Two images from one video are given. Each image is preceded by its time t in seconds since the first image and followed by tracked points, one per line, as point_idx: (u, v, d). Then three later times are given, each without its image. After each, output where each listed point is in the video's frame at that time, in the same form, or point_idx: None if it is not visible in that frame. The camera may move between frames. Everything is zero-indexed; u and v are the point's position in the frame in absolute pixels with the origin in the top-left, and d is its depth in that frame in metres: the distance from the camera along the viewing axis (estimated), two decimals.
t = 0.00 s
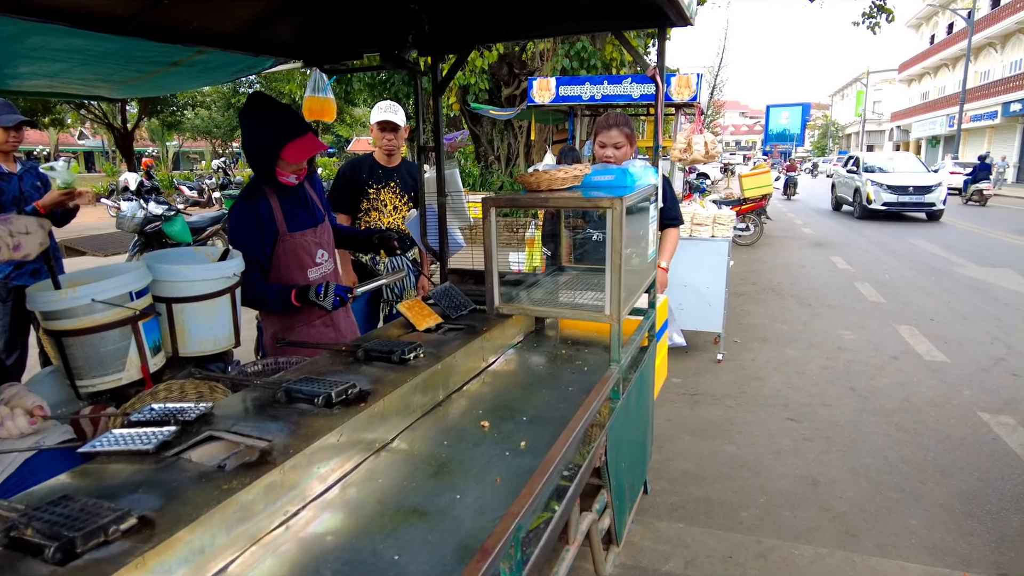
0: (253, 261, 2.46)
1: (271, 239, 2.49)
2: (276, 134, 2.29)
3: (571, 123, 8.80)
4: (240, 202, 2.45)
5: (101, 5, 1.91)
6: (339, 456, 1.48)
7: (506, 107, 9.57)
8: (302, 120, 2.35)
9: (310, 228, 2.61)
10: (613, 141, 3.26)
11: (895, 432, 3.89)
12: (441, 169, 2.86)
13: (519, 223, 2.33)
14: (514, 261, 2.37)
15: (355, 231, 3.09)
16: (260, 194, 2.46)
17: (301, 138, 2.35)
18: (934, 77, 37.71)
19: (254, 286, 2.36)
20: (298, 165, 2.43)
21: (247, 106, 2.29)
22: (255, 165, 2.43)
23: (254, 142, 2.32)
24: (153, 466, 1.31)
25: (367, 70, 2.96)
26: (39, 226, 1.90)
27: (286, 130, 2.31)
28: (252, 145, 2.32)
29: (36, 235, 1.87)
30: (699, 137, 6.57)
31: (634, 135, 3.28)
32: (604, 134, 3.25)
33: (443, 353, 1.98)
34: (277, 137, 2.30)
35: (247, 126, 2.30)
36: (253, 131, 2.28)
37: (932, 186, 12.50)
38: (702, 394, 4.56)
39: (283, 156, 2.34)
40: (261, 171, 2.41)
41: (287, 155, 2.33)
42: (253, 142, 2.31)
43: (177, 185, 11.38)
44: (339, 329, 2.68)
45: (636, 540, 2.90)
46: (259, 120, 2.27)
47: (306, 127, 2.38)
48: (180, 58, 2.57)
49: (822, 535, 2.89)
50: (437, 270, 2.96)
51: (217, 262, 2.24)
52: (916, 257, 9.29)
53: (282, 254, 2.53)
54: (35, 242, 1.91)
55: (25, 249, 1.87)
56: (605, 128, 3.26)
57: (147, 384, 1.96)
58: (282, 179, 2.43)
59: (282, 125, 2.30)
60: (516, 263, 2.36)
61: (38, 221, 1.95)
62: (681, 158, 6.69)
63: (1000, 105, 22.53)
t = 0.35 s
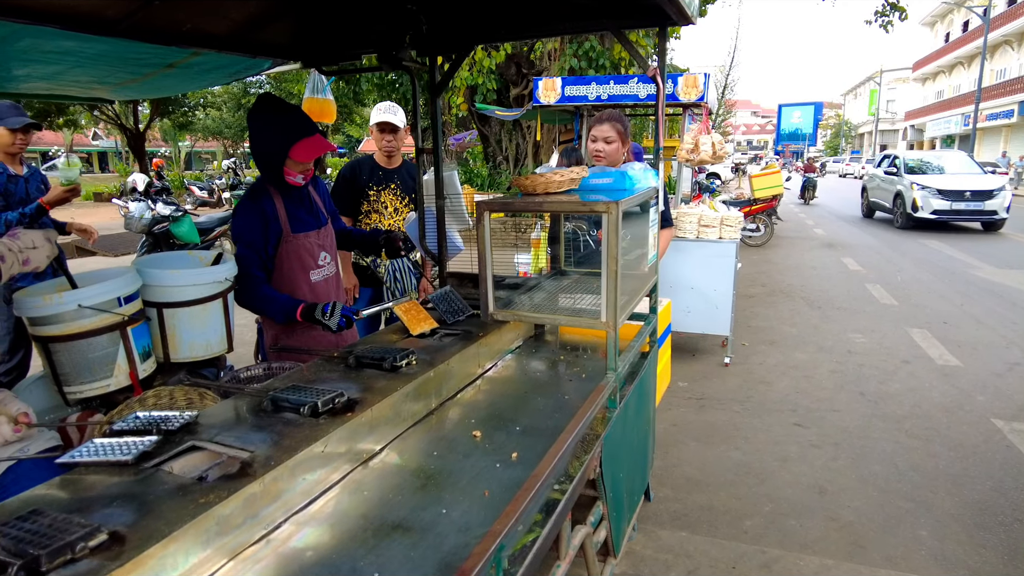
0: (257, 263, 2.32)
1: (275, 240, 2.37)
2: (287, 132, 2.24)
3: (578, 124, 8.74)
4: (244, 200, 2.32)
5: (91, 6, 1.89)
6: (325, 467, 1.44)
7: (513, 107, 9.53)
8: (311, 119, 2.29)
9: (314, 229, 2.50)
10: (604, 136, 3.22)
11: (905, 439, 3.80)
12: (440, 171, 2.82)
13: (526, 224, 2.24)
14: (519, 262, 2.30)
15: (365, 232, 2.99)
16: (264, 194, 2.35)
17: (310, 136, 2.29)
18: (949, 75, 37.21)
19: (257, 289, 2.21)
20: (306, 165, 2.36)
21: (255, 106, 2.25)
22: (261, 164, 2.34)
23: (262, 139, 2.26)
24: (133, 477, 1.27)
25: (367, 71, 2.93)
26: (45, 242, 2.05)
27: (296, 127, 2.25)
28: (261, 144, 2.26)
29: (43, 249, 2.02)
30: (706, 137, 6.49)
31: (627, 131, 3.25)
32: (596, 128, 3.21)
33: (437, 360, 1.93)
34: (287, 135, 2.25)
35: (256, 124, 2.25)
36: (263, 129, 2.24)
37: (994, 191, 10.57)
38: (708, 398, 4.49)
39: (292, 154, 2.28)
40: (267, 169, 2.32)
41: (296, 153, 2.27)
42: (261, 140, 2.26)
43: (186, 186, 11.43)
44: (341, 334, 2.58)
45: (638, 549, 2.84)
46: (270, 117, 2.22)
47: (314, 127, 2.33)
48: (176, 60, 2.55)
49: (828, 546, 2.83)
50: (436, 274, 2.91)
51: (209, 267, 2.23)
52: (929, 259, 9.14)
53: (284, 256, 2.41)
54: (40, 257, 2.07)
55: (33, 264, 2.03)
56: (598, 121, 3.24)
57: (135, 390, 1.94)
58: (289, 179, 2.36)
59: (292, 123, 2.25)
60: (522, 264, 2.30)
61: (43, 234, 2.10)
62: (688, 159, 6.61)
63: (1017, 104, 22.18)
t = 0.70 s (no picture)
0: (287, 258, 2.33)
1: (301, 237, 2.40)
2: (315, 131, 2.27)
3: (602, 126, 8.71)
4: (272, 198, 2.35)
5: (121, 9, 1.94)
6: (342, 462, 1.45)
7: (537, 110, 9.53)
8: (340, 119, 2.32)
9: (341, 228, 2.54)
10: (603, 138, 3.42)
11: (935, 448, 3.70)
12: (460, 172, 2.83)
13: (546, 225, 2.31)
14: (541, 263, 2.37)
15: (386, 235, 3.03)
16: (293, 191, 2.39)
17: (339, 135, 2.32)
18: (985, 75, 36.23)
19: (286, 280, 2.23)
20: (335, 165, 2.39)
21: (288, 109, 2.31)
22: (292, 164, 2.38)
23: (293, 139, 2.29)
24: (154, 468, 1.29)
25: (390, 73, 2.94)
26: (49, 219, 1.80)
27: (323, 126, 2.28)
28: (293, 142, 2.30)
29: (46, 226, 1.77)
30: (731, 139, 6.40)
31: (628, 133, 3.43)
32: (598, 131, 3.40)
33: (454, 358, 1.94)
34: (314, 132, 2.27)
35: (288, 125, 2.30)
36: (296, 129, 2.28)
37: None
38: (731, 403, 4.43)
39: (320, 153, 2.30)
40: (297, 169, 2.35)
41: (323, 152, 2.30)
42: (292, 140, 2.30)
43: (215, 188, 11.63)
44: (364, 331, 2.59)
45: (657, 553, 2.81)
46: (300, 117, 2.27)
47: (343, 127, 2.36)
48: (202, 62, 2.60)
49: (852, 555, 2.76)
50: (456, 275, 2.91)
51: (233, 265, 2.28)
52: (962, 264, 8.90)
53: (310, 253, 2.44)
54: (47, 238, 1.81)
55: (39, 242, 1.78)
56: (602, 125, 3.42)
57: (159, 385, 1.99)
58: (318, 178, 2.38)
59: (320, 122, 2.28)
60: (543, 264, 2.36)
61: (48, 216, 1.86)
62: (713, 161, 6.54)
63: None
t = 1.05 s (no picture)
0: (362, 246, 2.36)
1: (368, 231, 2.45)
2: (378, 126, 2.39)
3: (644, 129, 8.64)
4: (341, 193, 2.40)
5: (182, 18, 2.04)
6: (387, 456, 1.49)
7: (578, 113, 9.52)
8: (398, 118, 2.45)
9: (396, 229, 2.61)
10: (636, 142, 3.40)
11: (989, 462, 3.55)
12: (502, 176, 2.85)
13: (585, 228, 2.28)
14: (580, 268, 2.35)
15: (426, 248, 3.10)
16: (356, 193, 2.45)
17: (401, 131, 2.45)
18: None
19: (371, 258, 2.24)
20: (398, 160, 2.48)
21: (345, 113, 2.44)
22: (355, 165, 2.47)
23: (360, 137, 2.40)
24: (210, 458, 1.36)
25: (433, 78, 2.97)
26: (103, 213, 1.73)
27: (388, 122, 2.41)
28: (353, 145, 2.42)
29: (101, 221, 1.70)
30: (777, 142, 6.26)
31: (660, 136, 3.41)
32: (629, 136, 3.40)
33: (495, 358, 1.96)
34: (381, 127, 2.39)
35: (353, 126, 2.40)
36: (356, 130, 2.40)
37: None
38: (774, 411, 4.33)
39: (385, 147, 2.40)
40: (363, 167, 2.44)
41: (389, 146, 2.40)
42: (357, 140, 2.41)
43: (263, 189, 11.98)
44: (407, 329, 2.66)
45: (695, 559, 2.77)
46: (365, 116, 2.39)
47: (399, 124, 2.49)
48: (256, 68, 2.71)
49: (899, 569, 2.68)
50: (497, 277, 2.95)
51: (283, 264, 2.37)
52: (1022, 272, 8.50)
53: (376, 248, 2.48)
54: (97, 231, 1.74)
55: (90, 238, 1.71)
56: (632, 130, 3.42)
57: (213, 378, 2.07)
58: (384, 175, 2.48)
59: (384, 119, 2.41)
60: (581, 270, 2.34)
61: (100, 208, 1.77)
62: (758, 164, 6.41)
63: None
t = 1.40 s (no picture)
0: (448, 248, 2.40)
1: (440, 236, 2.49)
2: (436, 135, 2.43)
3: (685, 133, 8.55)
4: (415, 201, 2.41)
5: (242, 30, 2.15)
6: (434, 454, 1.53)
7: (618, 117, 9.49)
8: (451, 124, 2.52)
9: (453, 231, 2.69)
10: (678, 147, 3.39)
11: None
12: (545, 181, 2.89)
13: (625, 231, 2.26)
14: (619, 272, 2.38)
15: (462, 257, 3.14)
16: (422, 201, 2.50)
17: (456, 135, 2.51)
18: None
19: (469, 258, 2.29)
20: (455, 164, 2.55)
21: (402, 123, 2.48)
22: (415, 175, 2.50)
23: (423, 146, 2.44)
24: (267, 451, 1.42)
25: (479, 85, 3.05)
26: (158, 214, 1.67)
27: (449, 128, 2.47)
28: (414, 155, 2.46)
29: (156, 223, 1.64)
30: (823, 147, 6.13)
31: (701, 142, 3.40)
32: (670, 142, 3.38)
33: (538, 361, 1.99)
34: (443, 133, 2.45)
35: (414, 134, 2.44)
36: (418, 139, 2.44)
37: None
38: (817, 420, 4.24)
39: (446, 154, 2.45)
40: (426, 175, 2.48)
41: (452, 151, 2.45)
42: (418, 149, 2.44)
43: (307, 192, 12.29)
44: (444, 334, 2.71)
45: (735, 566, 2.74)
46: (422, 126, 2.43)
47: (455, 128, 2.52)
48: (308, 77, 2.81)
49: None
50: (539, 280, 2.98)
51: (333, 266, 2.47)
52: None
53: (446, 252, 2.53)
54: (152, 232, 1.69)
55: (146, 238, 1.65)
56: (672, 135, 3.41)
57: (266, 375, 2.17)
58: (445, 180, 2.54)
59: (444, 125, 2.46)
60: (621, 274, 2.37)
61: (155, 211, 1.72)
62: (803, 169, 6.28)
63: None
